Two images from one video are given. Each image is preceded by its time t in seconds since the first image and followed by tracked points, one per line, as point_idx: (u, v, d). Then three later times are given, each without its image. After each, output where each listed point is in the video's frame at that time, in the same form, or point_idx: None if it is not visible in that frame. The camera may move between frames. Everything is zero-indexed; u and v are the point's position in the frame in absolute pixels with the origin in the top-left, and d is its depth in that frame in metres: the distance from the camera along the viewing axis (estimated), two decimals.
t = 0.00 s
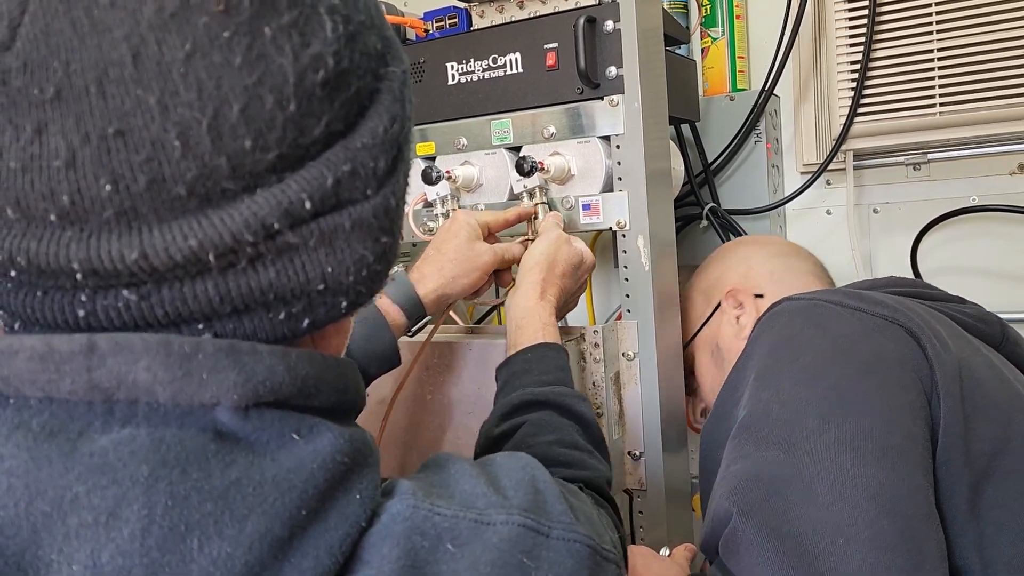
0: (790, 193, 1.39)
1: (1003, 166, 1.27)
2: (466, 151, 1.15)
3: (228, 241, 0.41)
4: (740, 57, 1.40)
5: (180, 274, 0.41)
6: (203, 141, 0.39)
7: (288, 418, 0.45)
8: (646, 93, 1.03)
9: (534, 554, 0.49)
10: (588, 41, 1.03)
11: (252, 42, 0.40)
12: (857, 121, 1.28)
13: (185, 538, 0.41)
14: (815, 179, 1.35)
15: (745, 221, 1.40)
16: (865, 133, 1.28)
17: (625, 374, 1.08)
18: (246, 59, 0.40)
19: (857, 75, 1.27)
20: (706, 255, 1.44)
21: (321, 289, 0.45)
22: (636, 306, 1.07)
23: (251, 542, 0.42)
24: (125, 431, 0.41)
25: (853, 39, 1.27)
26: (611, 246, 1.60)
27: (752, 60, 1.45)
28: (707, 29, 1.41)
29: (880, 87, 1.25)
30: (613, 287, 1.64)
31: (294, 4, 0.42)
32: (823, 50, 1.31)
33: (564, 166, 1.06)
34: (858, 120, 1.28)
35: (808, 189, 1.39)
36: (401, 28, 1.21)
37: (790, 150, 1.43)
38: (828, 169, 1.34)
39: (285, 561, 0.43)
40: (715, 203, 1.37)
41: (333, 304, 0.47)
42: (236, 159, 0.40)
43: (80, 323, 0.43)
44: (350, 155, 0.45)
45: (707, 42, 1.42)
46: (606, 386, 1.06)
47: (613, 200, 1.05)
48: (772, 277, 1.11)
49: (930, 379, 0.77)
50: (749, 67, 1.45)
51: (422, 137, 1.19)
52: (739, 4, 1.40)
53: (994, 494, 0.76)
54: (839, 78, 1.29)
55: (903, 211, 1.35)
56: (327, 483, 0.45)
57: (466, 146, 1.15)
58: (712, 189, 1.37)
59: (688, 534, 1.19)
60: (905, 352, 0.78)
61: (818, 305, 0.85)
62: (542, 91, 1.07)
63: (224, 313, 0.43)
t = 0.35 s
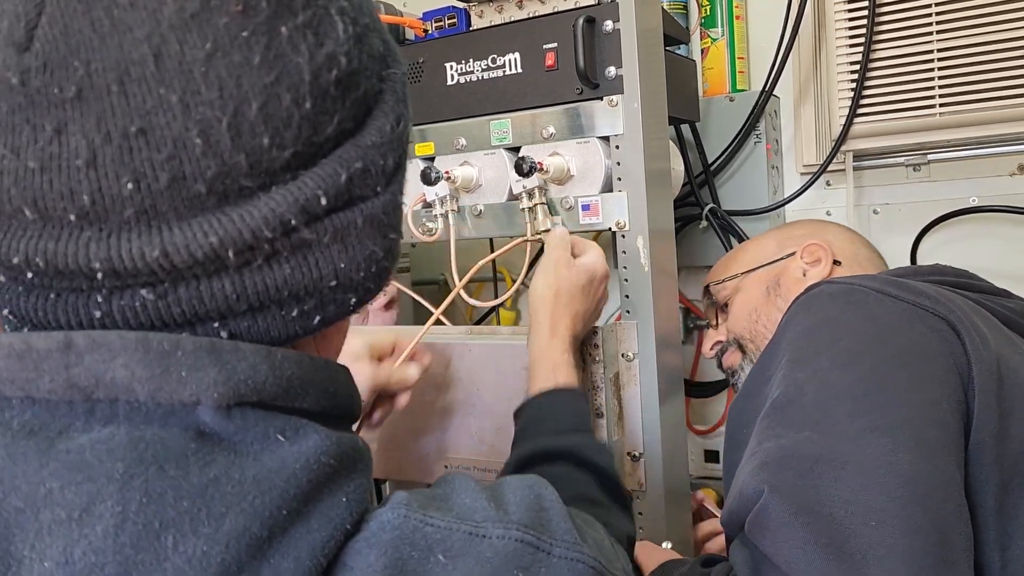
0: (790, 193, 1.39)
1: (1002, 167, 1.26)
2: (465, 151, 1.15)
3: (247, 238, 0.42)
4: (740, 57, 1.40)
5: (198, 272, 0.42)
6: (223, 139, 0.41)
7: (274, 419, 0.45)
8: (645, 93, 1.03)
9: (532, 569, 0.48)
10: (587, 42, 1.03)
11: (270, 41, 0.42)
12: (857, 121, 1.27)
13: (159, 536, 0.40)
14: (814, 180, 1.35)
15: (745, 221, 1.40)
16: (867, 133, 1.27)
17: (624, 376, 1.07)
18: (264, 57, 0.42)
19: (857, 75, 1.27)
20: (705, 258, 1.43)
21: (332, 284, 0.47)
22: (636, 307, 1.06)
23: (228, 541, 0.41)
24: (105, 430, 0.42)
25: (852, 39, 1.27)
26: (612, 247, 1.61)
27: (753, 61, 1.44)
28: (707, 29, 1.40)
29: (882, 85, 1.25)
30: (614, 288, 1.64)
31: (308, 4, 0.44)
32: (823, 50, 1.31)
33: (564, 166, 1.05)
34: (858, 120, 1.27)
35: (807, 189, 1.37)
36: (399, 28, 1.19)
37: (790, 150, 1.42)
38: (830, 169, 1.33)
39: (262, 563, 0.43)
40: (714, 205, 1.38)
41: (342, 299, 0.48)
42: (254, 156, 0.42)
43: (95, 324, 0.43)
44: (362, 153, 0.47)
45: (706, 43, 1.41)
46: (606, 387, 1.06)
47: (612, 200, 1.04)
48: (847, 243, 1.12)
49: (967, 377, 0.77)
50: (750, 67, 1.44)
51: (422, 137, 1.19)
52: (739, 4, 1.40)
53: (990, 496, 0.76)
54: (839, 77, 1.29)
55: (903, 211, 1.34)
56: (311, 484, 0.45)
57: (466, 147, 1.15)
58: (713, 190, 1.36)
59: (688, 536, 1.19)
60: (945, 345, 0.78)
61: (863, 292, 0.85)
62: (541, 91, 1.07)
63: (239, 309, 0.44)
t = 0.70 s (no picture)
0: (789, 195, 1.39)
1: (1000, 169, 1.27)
2: (464, 152, 1.14)
3: (194, 283, 0.41)
4: (739, 58, 1.40)
5: (147, 318, 0.40)
6: (166, 188, 0.39)
7: (220, 473, 0.43)
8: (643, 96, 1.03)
9: None
10: (586, 43, 1.03)
11: (210, 90, 0.40)
12: (856, 122, 1.27)
13: None
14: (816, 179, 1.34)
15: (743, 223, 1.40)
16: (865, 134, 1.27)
17: (623, 377, 1.08)
18: (205, 107, 0.40)
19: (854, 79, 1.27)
20: (704, 259, 1.43)
21: (286, 326, 0.45)
22: (635, 308, 1.06)
23: None
24: (51, 483, 0.40)
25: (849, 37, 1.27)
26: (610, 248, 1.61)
27: (751, 61, 1.44)
28: (706, 31, 1.39)
29: (878, 93, 1.25)
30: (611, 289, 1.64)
31: (249, 51, 0.41)
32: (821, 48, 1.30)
33: (562, 168, 1.05)
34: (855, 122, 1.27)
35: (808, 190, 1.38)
36: (399, 30, 1.20)
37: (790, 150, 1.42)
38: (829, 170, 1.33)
39: None
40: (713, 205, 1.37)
41: (299, 340, 0.46)
42: (198, 204, 0.40)
43: (49, 373, 0.41)
44: (310, 196, 0.44)
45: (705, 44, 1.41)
46: (604, 389, 1.06)
47: (612, 202, 1.04)
48: (831, 256, 1.13)
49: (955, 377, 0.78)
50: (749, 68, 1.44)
51: (420, 138, 1.18)
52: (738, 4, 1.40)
53: (981, 501, 0.76)
54: (837, 82, 1.29)
55: (902, 212, 1.34)
56: (252, 542, 0.43)
57: (464, 148, 1.14)
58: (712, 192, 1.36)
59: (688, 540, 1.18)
60: (934, 347, 0.79)
61: (851, 299, 0.86)
62: (539, 92, 1.07)
63: (192, 355, 0.42)
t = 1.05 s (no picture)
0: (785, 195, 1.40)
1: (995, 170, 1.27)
2: (462, 153, 1.15)
3: (166, 332, 0.42)
4: (736, 59, 1.41)
5: (123, 366, 0.42)
6: (136, 244, 0.40)
7: (162, 515, 0.44)
8: (642, 99, 1.04)
9: None
10: (584, 44, 1.04)
11: (177, 149, 0.41)
12: (853, 124, 1.29)
13: None
14: (813, 180, 1.35)
15: (739, 223, 1.41)
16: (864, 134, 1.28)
17: (621, 376, 1.09)
18: (172, 164, 0.41)
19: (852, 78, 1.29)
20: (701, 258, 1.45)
21: (261, 368, 0.47)
22: (632, 306, 1.07)
23: None
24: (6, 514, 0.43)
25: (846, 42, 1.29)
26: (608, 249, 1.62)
27: (749, 62, 1.45)
28: (704, 32, 1.40)
29: (879, 87, 1.27)
30: (610, 289, 1.65)
31: (216, 109, 0.42)
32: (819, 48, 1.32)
33: (559, 169, 1.06)
34: (853, 122, 1.29)
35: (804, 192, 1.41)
36: (398, 31, 1.22)
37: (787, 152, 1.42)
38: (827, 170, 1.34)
39: None
40: (710, 205, 1.37)
41: (275, 381, 0.48)
42: (169, 256, 0.41)
43: (35, 416, 0.44)
44: (281, 244, 0.45)
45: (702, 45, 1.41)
46: (602, 389, 1.07)
47: (610, 202, 1.05)
48: (802, 256, 1.10)
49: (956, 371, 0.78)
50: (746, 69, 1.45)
51: (419, 139, 1.19)
52: (736, 5, 1.40)
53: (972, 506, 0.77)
54: (836, 84, 1.31)
55: (900, 212, 1.35)
56: None
57: (463, 149, 1.15)
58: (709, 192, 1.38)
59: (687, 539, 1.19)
60: (930, 345, 0.79)
61: (847, 300, 0.85)
62: (537, 94, 1.08)
63: (170, 398, 0.45)
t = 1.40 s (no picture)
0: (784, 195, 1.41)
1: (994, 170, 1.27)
2: (462, 152, 1.16)
3: (211, 328, 0.38)
4: (734, 60, 1.42)
5: (156, 367, 0.38)
6: (182, 220, 0.37)
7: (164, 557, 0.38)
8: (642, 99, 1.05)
9: None
10: (584, 44, 1.04)
11: (239, 112, 0.38)
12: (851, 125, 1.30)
13: None
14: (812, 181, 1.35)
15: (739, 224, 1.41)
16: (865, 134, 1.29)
17: (620, 376, 1.09)
18: (231, 130, 0.37)
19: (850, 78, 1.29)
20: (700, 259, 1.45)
21: (318, 382, 0.42)
22: (631, 307, 1.08)
23: None
24: None
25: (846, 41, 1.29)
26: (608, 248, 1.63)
27: (747, 62, 1.45)
28: (702, 33, 1.40)
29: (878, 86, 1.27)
30: (609, 288, 1.65)
31: (285, 71, 0.39)
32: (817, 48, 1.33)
33: (559, 169, 1.06)
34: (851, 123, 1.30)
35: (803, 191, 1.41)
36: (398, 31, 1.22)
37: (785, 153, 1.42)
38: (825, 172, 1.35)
39: None
40: (709, 205, 1.39)
41: (333, 400, 0.43)
42: (220, 238, 0.37)
43: (48, 425, 0.39)
44: (350, 236, 0.41)
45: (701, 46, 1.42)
46: (602, 389, 1.07)
47: (609, 202, 1.05)
48: (806, 245, 1.11)
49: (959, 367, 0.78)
50: (744, 69, 1.45)
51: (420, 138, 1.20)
52: (734, 6, 1.41)
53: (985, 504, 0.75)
54: (834, 83, 1.31)
55: (900, 212, 1.35)
56: None
57: (463, 149, 1.16)
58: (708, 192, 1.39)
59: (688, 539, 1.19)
60: (943, 355, 0.78)
61: (846, 300, 0.84)
62: (536, 93, 1.09)
63: (209, 411, 0.39)
